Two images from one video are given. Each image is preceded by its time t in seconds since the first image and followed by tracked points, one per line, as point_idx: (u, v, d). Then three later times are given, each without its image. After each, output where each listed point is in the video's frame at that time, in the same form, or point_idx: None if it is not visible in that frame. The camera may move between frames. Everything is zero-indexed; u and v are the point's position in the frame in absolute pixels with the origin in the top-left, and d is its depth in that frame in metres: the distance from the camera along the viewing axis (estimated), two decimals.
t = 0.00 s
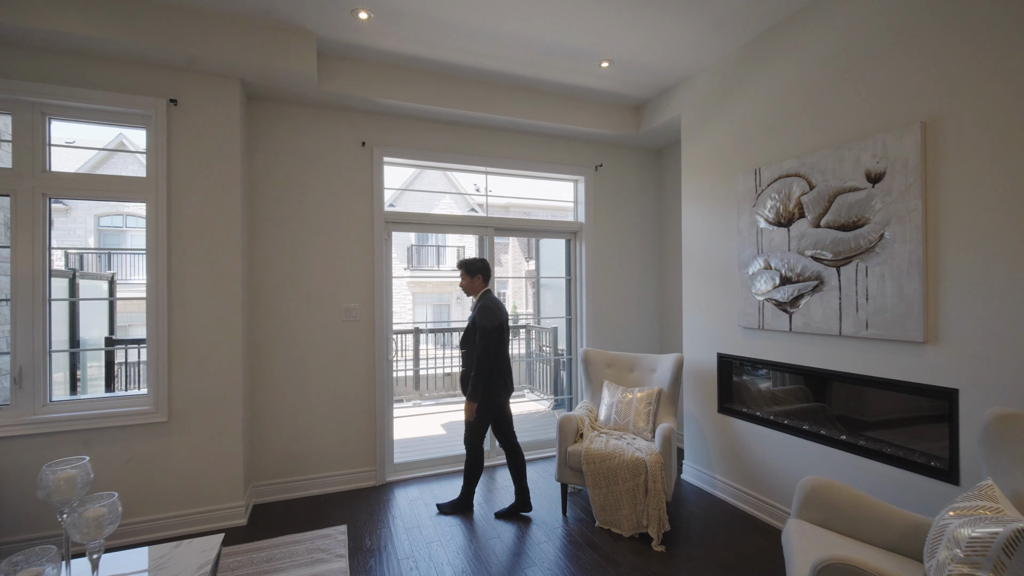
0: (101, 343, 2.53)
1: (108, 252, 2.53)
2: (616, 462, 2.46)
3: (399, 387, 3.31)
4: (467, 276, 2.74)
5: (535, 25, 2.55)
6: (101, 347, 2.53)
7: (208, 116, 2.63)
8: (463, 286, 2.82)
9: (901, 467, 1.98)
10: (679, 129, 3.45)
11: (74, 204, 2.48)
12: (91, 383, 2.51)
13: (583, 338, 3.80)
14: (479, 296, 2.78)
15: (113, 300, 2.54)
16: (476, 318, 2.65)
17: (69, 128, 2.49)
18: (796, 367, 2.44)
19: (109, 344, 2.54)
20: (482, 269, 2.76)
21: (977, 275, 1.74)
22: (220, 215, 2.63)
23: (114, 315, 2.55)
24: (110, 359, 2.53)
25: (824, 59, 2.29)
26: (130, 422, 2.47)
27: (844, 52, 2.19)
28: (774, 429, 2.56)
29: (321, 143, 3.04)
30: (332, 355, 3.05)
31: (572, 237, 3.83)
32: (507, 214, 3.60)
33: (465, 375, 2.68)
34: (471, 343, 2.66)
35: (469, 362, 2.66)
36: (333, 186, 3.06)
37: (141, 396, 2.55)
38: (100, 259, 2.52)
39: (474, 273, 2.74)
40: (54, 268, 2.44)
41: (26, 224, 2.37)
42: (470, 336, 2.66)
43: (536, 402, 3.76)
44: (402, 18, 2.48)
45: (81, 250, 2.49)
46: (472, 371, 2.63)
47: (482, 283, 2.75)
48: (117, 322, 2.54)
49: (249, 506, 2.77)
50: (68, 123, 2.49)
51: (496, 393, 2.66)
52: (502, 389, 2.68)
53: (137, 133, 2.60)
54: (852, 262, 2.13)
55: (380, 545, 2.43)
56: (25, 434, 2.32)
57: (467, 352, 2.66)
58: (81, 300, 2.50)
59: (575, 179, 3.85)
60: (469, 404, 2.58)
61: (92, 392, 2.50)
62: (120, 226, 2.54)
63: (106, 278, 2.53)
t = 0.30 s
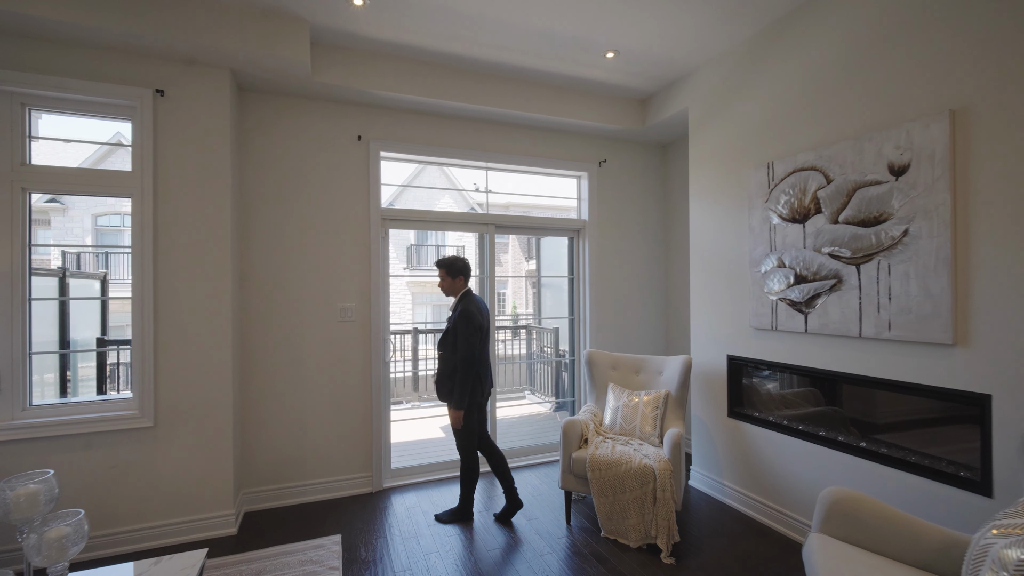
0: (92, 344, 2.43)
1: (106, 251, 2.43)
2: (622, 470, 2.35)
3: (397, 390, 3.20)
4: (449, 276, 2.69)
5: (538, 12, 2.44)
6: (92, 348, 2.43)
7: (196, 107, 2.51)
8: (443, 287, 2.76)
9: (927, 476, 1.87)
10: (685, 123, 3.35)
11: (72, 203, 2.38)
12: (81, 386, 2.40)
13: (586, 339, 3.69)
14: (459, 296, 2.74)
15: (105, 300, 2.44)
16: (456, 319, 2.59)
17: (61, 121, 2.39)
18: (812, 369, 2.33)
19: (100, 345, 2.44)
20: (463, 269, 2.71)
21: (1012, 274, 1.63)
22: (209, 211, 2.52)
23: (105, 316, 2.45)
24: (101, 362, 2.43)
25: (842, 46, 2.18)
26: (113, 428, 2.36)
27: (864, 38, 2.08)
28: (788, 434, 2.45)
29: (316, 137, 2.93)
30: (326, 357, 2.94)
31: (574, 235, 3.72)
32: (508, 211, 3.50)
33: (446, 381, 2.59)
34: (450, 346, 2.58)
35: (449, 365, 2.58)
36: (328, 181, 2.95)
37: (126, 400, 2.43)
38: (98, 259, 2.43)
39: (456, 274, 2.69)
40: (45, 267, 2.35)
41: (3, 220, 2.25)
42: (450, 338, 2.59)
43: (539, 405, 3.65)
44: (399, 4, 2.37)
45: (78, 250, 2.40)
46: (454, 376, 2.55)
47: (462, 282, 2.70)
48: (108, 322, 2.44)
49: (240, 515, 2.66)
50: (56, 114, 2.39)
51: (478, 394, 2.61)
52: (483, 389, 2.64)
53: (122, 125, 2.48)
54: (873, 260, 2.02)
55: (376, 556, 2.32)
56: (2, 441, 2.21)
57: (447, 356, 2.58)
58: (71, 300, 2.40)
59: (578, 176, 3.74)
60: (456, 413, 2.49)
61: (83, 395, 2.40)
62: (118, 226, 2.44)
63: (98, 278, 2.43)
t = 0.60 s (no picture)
0: (85, 345, 2.32)
1: (106, 251, 2.33)
2: (633, 479, 2.24)
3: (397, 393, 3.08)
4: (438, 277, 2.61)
5: None
6: (86, 350, 2.32)
7: (185, 98, 2.39)
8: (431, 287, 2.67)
9: (962, 489, 1.75)
10: (696, 116, 3.22)
11: (71, 202, 2.29)
12: (75, 389, 2.30)
13: (592, 341, 3.57)
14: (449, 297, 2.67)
15: (99, 299, 2.33)
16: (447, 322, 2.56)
17: (57, 113, 2.29)
18: (833, 373, 2.21)
19: (94, 346, 2.33)
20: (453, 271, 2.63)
21: None
22: (199, 206, 2.41)
23: (99, 316, 2.34)
24: (95, 364, 2.32)
25: (868, 30, 2.05)
26: (99, 435, 2.24)
27: (892, 21, 1.96)
28: (807, 441, 2.32)
29: (311, 130, 2.81)
30: (323, 359, 2.83)
31: (580, 233, 3.60)
32: (511, 208, 3.37)
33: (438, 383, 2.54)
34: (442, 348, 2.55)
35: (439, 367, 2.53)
36: (324, 176, 2.83)
37: (112, 404, 2.31)
38: (98, 259, 2.33)
39: (446, 276, 2.61)
40: (42, 266, 2.26)
41: None
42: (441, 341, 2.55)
43: (543, 409, 3.53)
44: None
45: (78, 249, 2.31)
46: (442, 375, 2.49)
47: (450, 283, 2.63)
48: (102, 322, 2.33)
49: (232, 524, 2.55)
50: (49, 106, 2.29)
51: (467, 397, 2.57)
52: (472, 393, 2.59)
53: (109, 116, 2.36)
54: (902, 257, 1.90)
55: (373, 569, 2.20)
56: None
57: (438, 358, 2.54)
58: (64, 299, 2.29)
59: (583, 172, 3.62)
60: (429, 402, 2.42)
61: (76, 398, 2.30)
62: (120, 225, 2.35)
63: (91, 277, 2.32)
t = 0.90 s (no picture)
0: (80, 347, 2.23)
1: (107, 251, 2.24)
2: (644, 488, 2.14)
3: (397, 396, 2.99)
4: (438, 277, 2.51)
5: None
6: (80, 351, 2.23)
7: (175, 89, 2.29)
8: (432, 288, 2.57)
9: (997, 502, 1.64)
10: (707, 109, 3.11)
11: (72, 202, 2.20)
12: (70, 391, 2.22)
13: (598, 342, 3.47)
14: (450, 299, 2.57)
15: (95, 300, 2.24)
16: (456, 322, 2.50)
17: (52, 107, 2.20)
18: (855, 377, 2.10)
19: (89, 348, 2.24)
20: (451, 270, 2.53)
21: None
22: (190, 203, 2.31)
23: (95, 317, 2.25)
24: (91, 366, 2.24)
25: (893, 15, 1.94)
26: (85, 441, 2.14)
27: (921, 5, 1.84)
28: (827, 449, 2.21)
29: (308, 124, 2.71)
30: (320, 361, 2.72)
31: (586, 231, 3.50)
32: (514, 206, 3.27)
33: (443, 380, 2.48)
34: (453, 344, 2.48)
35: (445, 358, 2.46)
36: (321, 171, 2.73)
37: (101, 409, 2.22)
38: (99, 259, 2.24)
39: (446, 274, 2.51)
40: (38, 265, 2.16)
41: None
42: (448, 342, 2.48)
43: (547, 413, 3.43)
44: None
45: (79, 249, 2.22)
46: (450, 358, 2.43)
47: (451, 284, 2.53)
48: (97, 322, 2.24)
49: (225, 534, 2.45)
50: (41, 99, 2.19)
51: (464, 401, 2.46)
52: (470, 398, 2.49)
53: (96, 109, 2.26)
54: (931, 255, 1.79)
55: None
56: None
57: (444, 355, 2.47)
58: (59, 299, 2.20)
59: (589, 168, 3.51)
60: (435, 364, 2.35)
61: (71, 401, 2.22)
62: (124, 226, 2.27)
63: (87, 277, 2.23)
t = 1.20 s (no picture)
0: (74, 350, 2.13)
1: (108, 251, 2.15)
2: (654, 499, 2.03)
3: (396, 400, 2.89)
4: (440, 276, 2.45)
5: None
6: (74, 355, 2.13)
7: (163, 81, 2.19)
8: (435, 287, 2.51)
9: None
10: (716, 103, 3.01)
11: (72, 201, 2.11)
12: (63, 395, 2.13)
13: (604, 344, 3.36)
14: (454, 298, 2.51)
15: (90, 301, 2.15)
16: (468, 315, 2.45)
17: (48, 100, 2.12)
18: (877, 382, 1.99)
19: (82, 351, 2.14)
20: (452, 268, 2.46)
21: None
22: (179, 200, 2.21)
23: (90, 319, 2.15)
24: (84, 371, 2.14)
25: None
26: (67, 449, 2.04)
27: None
28: (846, 458, 2.10)
29: (304, 119, 2.61)
30: (316, 365, 2.62)
31: (591, 229, 3.39)
32: (517, 204, 3.17)
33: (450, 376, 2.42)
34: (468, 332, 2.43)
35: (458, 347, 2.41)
36: (317, 168, 2.63)
37: (86, 416, 2.12)
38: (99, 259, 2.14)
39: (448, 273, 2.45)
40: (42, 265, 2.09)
41: None
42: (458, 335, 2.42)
43: (551, 417, 3.32)
44: None
45: (80, 249, 2.13)
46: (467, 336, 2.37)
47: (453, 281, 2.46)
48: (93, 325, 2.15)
49: (216, 545, 2.35)
50: (34, 93, 2.11)
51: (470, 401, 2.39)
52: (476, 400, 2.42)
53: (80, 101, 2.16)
54: (962, 253, 1.68)
55: None
56: None
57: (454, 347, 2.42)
58: (54, 300, 2.11)
59: (594, 164, 3.41)
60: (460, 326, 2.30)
61: (63, 406, 2.12)
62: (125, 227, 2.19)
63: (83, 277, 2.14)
